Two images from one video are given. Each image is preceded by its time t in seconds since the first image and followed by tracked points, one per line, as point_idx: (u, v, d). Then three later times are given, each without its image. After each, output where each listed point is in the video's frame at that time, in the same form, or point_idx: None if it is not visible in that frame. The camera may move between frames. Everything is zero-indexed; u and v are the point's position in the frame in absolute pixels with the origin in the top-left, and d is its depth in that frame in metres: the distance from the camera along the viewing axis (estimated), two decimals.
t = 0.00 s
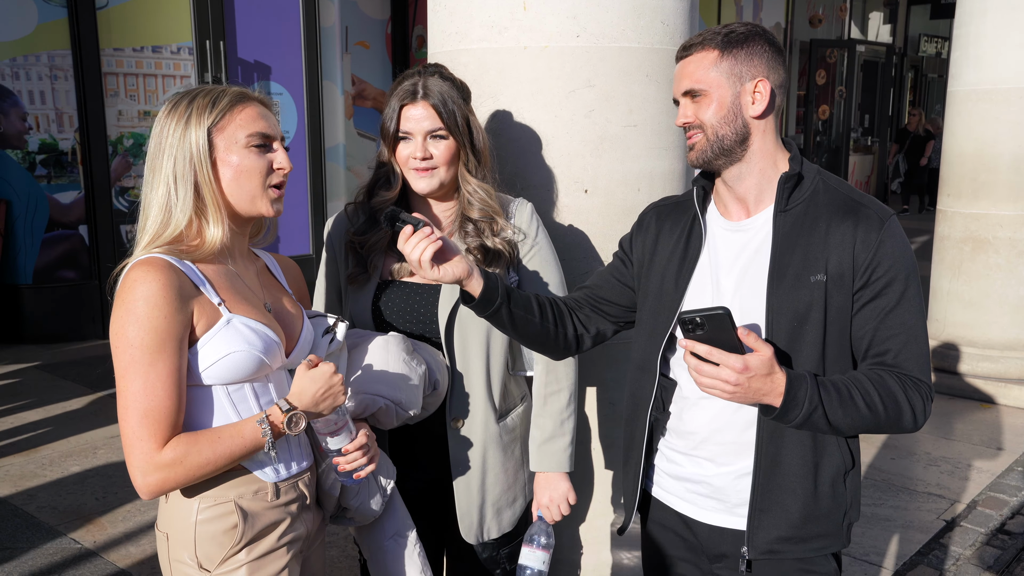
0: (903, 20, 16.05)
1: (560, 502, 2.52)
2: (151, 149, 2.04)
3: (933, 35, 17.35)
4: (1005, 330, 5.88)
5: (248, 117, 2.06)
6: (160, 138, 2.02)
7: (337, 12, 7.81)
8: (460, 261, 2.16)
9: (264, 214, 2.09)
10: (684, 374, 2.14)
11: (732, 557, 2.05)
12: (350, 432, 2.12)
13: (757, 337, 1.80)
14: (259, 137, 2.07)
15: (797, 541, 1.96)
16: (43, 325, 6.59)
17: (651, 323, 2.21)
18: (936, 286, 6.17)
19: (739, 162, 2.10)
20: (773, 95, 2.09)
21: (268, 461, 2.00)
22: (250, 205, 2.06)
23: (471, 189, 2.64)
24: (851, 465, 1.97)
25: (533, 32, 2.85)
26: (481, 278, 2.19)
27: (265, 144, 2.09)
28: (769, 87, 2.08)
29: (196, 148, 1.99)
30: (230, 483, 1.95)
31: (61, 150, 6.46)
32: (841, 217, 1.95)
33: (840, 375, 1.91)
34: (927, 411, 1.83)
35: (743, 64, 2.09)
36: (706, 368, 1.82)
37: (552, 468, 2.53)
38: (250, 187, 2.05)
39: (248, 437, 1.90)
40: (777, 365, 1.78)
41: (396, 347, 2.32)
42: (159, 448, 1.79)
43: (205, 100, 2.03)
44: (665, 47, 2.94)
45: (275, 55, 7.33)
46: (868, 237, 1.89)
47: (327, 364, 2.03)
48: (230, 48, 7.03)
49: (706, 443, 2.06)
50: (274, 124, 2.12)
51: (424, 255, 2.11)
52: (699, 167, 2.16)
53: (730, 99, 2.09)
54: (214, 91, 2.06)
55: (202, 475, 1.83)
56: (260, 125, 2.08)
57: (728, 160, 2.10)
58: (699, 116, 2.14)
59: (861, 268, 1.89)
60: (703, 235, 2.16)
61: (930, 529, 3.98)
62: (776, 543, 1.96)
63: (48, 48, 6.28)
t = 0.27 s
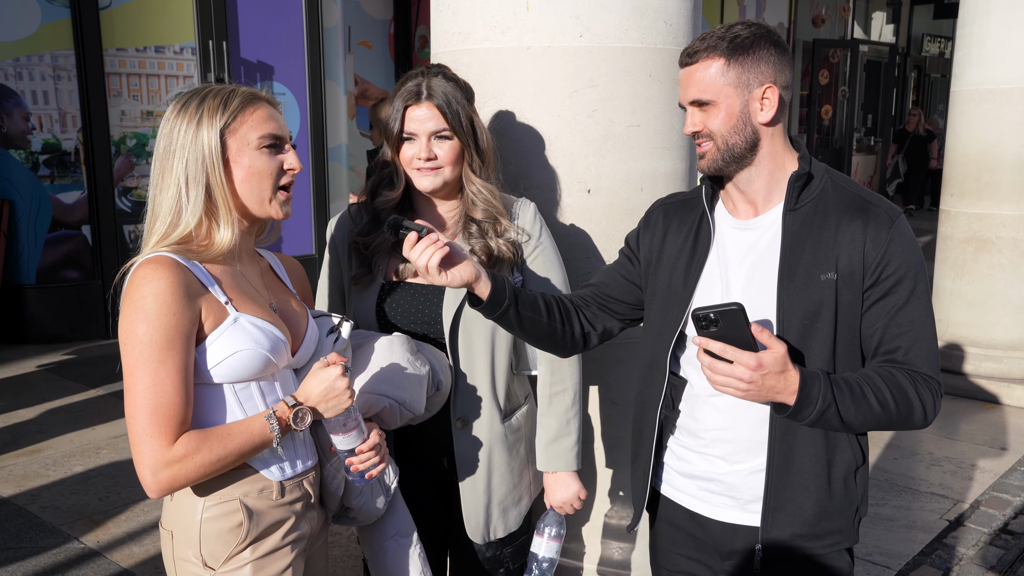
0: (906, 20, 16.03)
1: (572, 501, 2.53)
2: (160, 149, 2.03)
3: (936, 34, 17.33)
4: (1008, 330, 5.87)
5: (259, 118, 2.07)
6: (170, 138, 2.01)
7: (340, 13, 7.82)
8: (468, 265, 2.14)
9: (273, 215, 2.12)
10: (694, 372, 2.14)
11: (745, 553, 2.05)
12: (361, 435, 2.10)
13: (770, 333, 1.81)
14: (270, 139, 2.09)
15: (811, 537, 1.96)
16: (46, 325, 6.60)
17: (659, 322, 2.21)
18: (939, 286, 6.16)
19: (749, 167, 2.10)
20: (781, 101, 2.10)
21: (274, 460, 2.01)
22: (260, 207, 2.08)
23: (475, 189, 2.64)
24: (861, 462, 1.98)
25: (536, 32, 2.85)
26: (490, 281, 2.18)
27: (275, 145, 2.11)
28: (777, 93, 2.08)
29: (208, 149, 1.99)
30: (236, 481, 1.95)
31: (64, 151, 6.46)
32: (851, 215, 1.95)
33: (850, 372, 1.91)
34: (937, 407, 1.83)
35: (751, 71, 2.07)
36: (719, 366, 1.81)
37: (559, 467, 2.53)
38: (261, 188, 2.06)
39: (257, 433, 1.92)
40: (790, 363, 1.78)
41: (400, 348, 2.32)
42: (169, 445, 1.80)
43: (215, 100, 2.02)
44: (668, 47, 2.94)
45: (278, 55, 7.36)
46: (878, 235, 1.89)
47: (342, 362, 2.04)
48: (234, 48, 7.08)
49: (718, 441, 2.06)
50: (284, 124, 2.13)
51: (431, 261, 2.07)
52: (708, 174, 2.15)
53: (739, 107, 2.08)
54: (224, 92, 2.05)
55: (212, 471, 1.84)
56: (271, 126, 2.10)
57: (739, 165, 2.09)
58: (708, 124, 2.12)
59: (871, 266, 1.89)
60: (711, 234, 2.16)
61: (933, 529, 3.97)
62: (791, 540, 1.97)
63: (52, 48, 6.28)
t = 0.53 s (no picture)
0: (908, 20, 16.02)
1: (575, 502, 2.52)
2: (167, 149, 2.02)
3: (936, 35, 17.34)
4: (1009, 330, 5.87)
5: (269, 120, 2.08)
6: (179, 139, 2.00)
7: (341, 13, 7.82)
8: (485, 266, 2.15)
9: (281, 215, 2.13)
10: (706, 369, 2.14)
11: (757, 550, 2.05)
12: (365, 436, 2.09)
13: (776, 333, 1.81)
14: (280, 141, 2.10)
15: (824, 535, 1.97)
16: (47, 325, 6.60)
17: (671, 320, 2.21)
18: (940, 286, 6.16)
19: (768, 172, 2.09)
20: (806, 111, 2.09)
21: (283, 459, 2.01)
22: (268, 207, 2.10)
23: (479, 190, 2.64)
24: (873, 460, 1.99)
25: (538, 33, 2.85)
26: (505, 281, 2.18)
27: (285, 146, 2.12)
28: (804, 104, 2.07)
29: (219, 151, 1.98)
30: (242, 479, 1.95)
31: (66, 151, 6.46)
32: (862, 214, 1.95)
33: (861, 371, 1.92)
34: (946, 407, 1.83)
35: (781, 80, 2.05)
36: (726, 365, 1.80)
37: (562, 467, 2.53)
38: (271, 190, 2.08)
39: (265, 436, 1.91)
40: (797, 361, 1.79)
41: (401, 345, 2.33)
42: (177, 446, 1.80)
43: (225, 102, 2.02)
44: (670, 47, 2.94)
45: (281, 54, 7.45)
46: (889, 235, 1.90)
47: (350, 365, 2.02)
48: (235, 48, 7.14)
49: (730, 438, 2.06)
50: (292, 126, 2.14)
51: (449, 261, 2.08)
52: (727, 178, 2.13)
53: (767, 116, 2.06)
54: (233, 93, 2.05)
55: (220, 473, 1.85)
56: (280, 127, 2.10)
57: (759, 171, 2.08)
58: (732, 130, 2.09)
59: (882, 265, 1.90)
60: (723, 231, 2.16)
61: (935, 529, 3.98)
62: (804, 538, 1.97)
63: (53, 48, 6.29)
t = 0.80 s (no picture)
0: (909, 20, 16.02)
1: (569, 502, 2.49)
2: (173, 148, 1.99)
3: (937, 35, 17.35)
4: (1010, 331, 5.88)
5: (276, 122, 2.07)
6: (186, 138, 1.98)
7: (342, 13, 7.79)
8: (506, 261, 2.14)
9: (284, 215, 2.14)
10: (732, 367, 2.14)
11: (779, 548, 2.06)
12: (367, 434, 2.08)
13: (805, 327, 1.82)
14: (287, 142, 2.10)
15: (843, 531, 1.97)
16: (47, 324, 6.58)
17: (697, 316, 2.21)
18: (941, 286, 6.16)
19: (801, 173, 2.08)
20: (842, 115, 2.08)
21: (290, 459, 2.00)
22: (273, 208, 2.10)
23: (485, 192, 2.63)
24: (896, 459, 1.99)
25: (539, 32, 2.84)
26: (526, 275, 2.18)
27: (290, 147, 2.11)
28: (842, 108, 2.05)
29: (228, 151, 1.97)
30: (249, 477, 1.94)
31: (67, 150, 6.41)
32: (894, 214, 1.95)
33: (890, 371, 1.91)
34: (976, 408, 1.83)
35: (821, 81, 2.03)
36: (755, 359, 1.80)
37: (562, 466, 2.51)
38: (277, 190, 2.08)
39: (271, 434, 1.90)
40: (827, 356, 1.79)
41: (400, 343, 2.33)
42: (185, 446, 1.78)
43: (234, 102, 2.00)
44: (672, 47, 2.93)
45: (283, 53, 7.42)
46: (923, 234, 1.89)
47: (354, 365, 2.01)
48: (236, 48, 7.10)
49: (756, 437, 2.06)
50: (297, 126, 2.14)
51: (471, 256, 2.07)
52: (760, 178, 2.11)
53: (805, 117, 2.04)
54: (240, 92, 2.03)
55: (227, 471, 1.84)
56: (286, 129, 2.10)
57: (792, 172, 2.06)
58: (768, 129, 2.07)
59: (915, 265, 1.89)
60: (751, 228, 2.16)
61: (936, 529, 3.97)
62: (822, 533, 1.98)
63: (54, 46, 6.25)
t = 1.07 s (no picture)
0: (907, 18, 16.03)
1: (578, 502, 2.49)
2: (181, 144, 1.95)
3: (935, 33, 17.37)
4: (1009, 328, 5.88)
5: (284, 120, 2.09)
6: (194, 134, 1.95)
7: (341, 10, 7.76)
8: (531, 247, 2.17)
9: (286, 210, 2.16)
10: (766, 357, 2.16)
11: (814, 537, 2.11)
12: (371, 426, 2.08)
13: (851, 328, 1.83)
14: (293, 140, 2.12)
15: (880, 523, 2.00)
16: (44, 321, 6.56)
17: (726, 306, 2.23)
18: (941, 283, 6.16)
19: (832, 163, 2.08)
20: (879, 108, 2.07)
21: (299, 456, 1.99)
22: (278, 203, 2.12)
23: (494, 191, 2.61)
24: (930, 451, 2.00)
25: (539, 29, 2.80)
26: (551, 260, 2.20)
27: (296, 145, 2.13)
28: (880, 100, 2.05)
29: (247, 149, 1.96)
30: (258, 475, 1.92)
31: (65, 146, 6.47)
32: (929, 207, 1.95)
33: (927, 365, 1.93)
34: (1014, 399, 1.87)
35: (861, 73, 2.02)
36: (802, 363, 1.81)
37: (567, 466, 2.49)
38: (284, 187, 2.10)
39: (281, 427, 1.89)
40: (873, 357, 1.80)
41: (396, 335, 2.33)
42: (196, 443, 1.77)
43: (244, 99, 1.99)
44: (672, 44, 2.88)
45: (281, 51, 7.34)
46: (959, 228, 1.89)
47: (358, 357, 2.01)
48: (235, 44, 7.07)
49: (786, 428, 2.11)
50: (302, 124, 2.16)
51: (496, 243, 2.08)
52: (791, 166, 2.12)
53: (842, 107, 2.03)
54: (250, 90, 2.02)
55: (239, 467, 1.82)
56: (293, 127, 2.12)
57: (823, 162, 2.07)
58: (803, 118, 2.07)
59: (951, 258, 1.90)
60: (782, 215, 2.16)
61: (935, 526, 3.98)
62: (859, 525, 2.01)
63: (52, 42, 6.23)
